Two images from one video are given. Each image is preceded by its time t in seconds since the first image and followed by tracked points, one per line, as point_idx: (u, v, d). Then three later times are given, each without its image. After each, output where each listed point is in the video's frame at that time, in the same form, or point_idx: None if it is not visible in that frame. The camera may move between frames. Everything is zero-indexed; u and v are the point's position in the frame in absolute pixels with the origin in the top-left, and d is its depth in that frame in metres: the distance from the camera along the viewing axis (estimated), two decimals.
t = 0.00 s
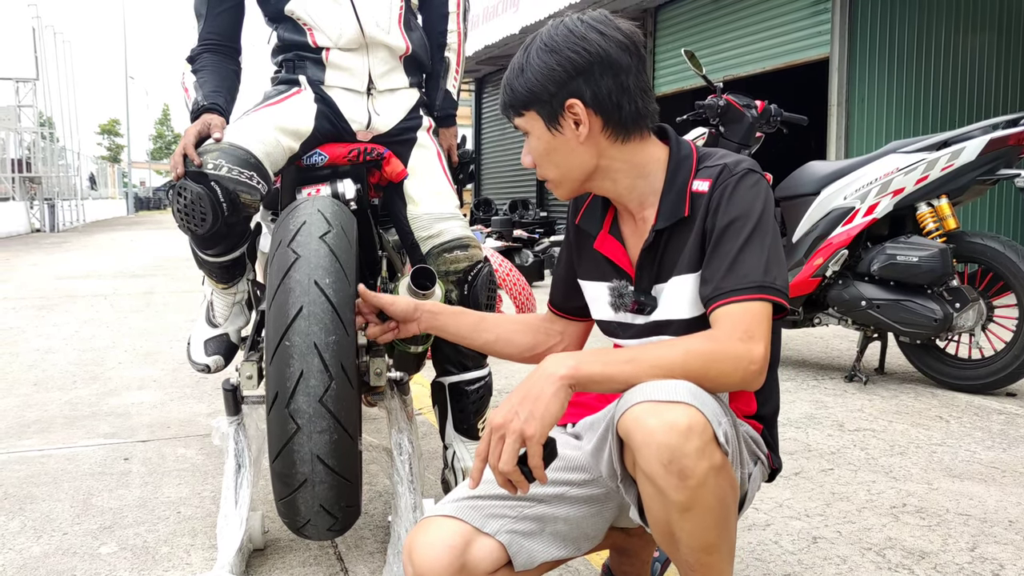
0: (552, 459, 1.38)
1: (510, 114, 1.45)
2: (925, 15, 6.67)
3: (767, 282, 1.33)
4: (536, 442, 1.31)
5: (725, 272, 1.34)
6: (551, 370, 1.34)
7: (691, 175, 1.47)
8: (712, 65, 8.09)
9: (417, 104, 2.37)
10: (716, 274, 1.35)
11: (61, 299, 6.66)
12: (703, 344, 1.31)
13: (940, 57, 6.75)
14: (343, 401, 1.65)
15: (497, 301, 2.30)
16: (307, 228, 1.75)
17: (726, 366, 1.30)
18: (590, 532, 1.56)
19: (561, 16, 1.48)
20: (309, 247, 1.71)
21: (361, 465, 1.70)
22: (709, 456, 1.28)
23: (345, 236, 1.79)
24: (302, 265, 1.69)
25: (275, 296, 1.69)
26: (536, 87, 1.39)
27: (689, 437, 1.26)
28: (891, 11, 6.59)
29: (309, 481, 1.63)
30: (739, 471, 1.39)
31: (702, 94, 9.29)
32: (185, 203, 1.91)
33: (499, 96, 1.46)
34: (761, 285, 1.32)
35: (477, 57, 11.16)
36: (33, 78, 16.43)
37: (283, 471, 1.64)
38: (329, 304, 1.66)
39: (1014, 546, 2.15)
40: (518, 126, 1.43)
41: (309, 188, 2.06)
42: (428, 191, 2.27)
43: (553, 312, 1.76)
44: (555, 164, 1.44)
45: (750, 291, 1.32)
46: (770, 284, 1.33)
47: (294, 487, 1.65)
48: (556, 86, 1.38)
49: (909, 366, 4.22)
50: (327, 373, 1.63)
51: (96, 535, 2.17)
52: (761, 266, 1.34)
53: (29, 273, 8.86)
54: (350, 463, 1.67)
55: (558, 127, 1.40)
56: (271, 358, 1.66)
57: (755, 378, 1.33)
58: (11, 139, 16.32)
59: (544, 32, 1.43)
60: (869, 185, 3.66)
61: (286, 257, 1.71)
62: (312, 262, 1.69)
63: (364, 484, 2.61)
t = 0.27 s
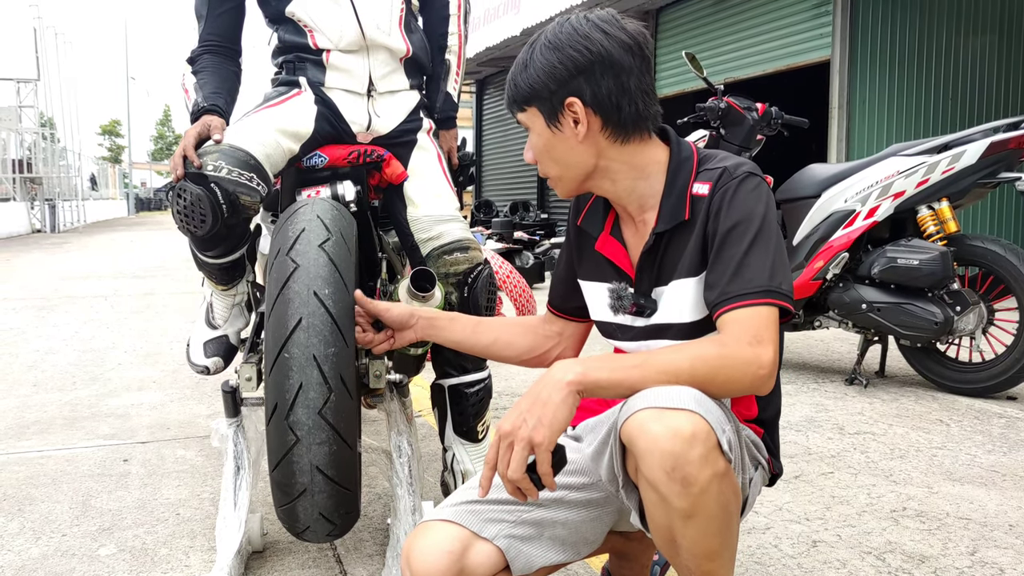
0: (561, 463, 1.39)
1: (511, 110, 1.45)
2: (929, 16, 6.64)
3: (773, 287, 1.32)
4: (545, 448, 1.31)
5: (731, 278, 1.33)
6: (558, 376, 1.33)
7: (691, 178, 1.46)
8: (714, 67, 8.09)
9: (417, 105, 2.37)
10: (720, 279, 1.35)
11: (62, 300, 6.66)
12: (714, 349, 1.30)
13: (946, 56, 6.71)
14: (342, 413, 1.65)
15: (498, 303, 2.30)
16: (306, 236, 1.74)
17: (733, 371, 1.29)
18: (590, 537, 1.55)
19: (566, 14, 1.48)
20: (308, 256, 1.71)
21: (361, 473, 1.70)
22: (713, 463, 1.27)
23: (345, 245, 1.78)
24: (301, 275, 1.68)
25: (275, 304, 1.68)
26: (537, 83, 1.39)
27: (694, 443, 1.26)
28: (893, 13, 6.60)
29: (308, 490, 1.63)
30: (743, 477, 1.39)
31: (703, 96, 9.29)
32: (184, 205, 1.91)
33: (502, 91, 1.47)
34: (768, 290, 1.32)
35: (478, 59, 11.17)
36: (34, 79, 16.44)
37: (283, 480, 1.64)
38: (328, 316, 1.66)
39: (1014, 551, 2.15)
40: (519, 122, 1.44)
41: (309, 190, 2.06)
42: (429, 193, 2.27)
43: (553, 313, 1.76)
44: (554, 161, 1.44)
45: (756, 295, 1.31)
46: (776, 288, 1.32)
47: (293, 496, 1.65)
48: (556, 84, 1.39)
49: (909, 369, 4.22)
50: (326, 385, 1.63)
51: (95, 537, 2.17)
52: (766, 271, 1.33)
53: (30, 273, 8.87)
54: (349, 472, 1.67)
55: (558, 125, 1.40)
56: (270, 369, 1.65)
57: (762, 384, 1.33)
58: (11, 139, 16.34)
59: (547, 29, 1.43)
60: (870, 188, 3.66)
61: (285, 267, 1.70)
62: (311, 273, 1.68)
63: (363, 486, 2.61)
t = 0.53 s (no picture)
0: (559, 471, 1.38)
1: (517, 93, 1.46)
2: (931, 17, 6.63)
3: (774, 292, 1.29)
4: (539, 458, 1.31)
5: (729, 282, 1.30)
6: (552, 386, 1.33)
7: (689, 175, 1.45)
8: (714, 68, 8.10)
9: (417, 105, 2.37)
10: (718, 283, 1.32)
11: (62, 299, 6.66)
12: (711, 356, 1.28)
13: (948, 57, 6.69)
14: (341, 422, 1.64)
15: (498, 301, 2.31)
16: (305, 241, 1.74)
17: (731, 379, 1.27)
18: (590, 539, 1.55)
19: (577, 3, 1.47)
20: (308, 262, 1.70)
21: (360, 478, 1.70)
22: (707, 474, 1.27)
23: (346, 252, 1.77)
24: (300, 283, 1.68)
25: (275, 312, 1.68)
26: (542, 71, 1.40)
27: (687, 454, 1.26)
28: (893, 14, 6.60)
29: (307, 496, 1.63)
30: (740, 485, 1.39)
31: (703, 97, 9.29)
32: (184, 204, 1.90)
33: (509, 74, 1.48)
34: (768, 295, 1.29)
35: (479, 59, 11.17)
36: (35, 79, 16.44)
37: (282, 487, 1.64)
38: (328, 325, 1.66)
39: (1014, 552, 2.14)
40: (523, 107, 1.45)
41: (309, 190, 2.05)
42: (429, 192, 2.26)
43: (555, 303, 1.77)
44: (554, 150, 1.45)
45: (755, 301, 1.28)
46: (776, 293, 1.29)
47: (293, 502, 1.65)
48: (561, 74, 1.39)
49: (909, 370, 4.22)
50: (326, 395, 1.63)
51: (94, 536, 2.17)
52: (766, 275, 1.30)
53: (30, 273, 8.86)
54: (349, 478, 1.67)
55: (559, 115, 1.41)
56: (269, 379, 1.65)
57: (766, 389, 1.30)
58: (12, 139, 16.34)
59: (559, 17, 1.42)
60: (871, 188, 3.65)
61: (284, 274, 1.70)
62: (310, 280, 1.68)
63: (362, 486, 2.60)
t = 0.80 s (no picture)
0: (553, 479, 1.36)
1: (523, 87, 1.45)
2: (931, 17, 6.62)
3: (780, 304, 1.27)
4: (530, 464, 1.31)
5: (735, 291, 1.29)
6: (539, 395, 1.32)
7: (696, 176, 1.44)
8: (715, 68, 8.10)
9: (418, 104, 2.37)
10: (722, 291, 1.31)
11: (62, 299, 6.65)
12: (708, 370, 1.27)
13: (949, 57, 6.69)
14: (341, 430, 1.64)
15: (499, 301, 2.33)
16: (304, 247, 1.74)
17: (729, 397, 1.26)
18: (592, 542, 1.55)
19: None
20: (308, 269, 1.70)
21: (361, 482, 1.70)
22: (704, 492, 1.26)
23: (345, 257, 1.77)
24: (300, 291, 1.68)
25: (275, 320, 1.68)
26: (555, 66, 1.39)
27: (682, 473, 1.25)
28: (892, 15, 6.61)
29: (308, 502, 1.63)
30: (740, 496, 1.38)
31: (704, 97, 9.29)
32: (184, 203, 1.91)
33: (516, 66, 1.47)
34: (773, 307, 1.27)
35: (479, 60, 11.18)
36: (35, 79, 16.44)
37: (283, 492, 1.64)
38: (328, 334, 1.66)
39: (1014, 552, 2.14)
40: (531, 102, 1.44)
41: (309, 189, 2.06)
42: (430, 192, 2.26)
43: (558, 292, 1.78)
44: (562, 148, 1.44)
45: (759, 314, 1.27)
46: (782, 305, 1.27)
47: (293, 508, 1.65)
48: (574, 71, 1.38)
49: (910, 371, 4.21)
50: (326, 404, 1.63)
51: (93, 535, 2.17)
52: (772, 287, 1.28)
53: (30, 273, 8.86)
54: (350, 483, 1.67)
55: (570, 113, 1.40)
56: (269, 387, 1.65)
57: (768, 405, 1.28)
58: (12, 139, 16.33)
59: (573, 10, 1.41)
60: (871, 188, 3.65)
61: (284, 282, 1.69)
62: (310, 288, 1.68)
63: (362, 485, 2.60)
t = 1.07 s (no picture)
0: (547, 488, 1.38)
1: (517, 90, 1.43)
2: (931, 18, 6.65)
3: (774, 304, 1.27)
4: (522, 471, 1.31)
5: (728, 292, 1.29)
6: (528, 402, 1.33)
7: (690, 174, 1.44)
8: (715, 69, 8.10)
9: (418, 104, 2.37)
10: (717, 292, 1.31)
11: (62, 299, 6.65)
12: (703, 372, 1.26)
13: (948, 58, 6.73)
14: (341, 433, 1.64)
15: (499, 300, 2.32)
16: (304, 249, 1.73)
17: (724, 398, 1.26)
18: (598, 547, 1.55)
19: None
20: (307, 272, 1.70)
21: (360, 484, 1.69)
22: (698, 497, 1.27)
23: (344, 259, 1.77)
24: (299, 294, 1.67)
25: (274, 322, 1.67)
26: (553, 69, 1.37)
27: (675, 478, 1.26)
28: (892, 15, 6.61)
29: (307, 504, 1.63)
30: (739, 499, 1.38)
31: (704, 98, 9.29)
32: (182, 202, 1.92)
33: (508, 68, 1.44)
34: (768, 307, 1.27)
35: (479, 60, 11.18)
36: (35, 79, 16.45)
37: (282, 494, 1.64)
38: (327, 337, 1.66)
39: (1014, 553, 2.14)
40: (527, 106, 1.42)
41: (308, 188, 2.06)
42: (427, 189, 2.23)
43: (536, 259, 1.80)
44: (561, 153, 1.43)
45: (754, 314, 1.26)
46: (777, 304, 1.27)
47: (292, 510, 1.65)
48: (575, 73, 1.36)
49: (910, 372, 4.21)
50: (326, 407, 1.63)
51: (92, 535, 2.16)
52: (767, 286, 1.28)
53: (30, 272, 8.85)
54: (349, 485, 1.67)
55: (570, 117, 1.39)
56: (269, 390, 1.64)
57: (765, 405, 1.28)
58: (12, 139, 16.34)
59: (568, 8, 1.39)
60: (871, 189, 3.66)
61: (284, 284, 1.69)
62: (310, 291, 1.68)
63: (362, 485, 2.60)
